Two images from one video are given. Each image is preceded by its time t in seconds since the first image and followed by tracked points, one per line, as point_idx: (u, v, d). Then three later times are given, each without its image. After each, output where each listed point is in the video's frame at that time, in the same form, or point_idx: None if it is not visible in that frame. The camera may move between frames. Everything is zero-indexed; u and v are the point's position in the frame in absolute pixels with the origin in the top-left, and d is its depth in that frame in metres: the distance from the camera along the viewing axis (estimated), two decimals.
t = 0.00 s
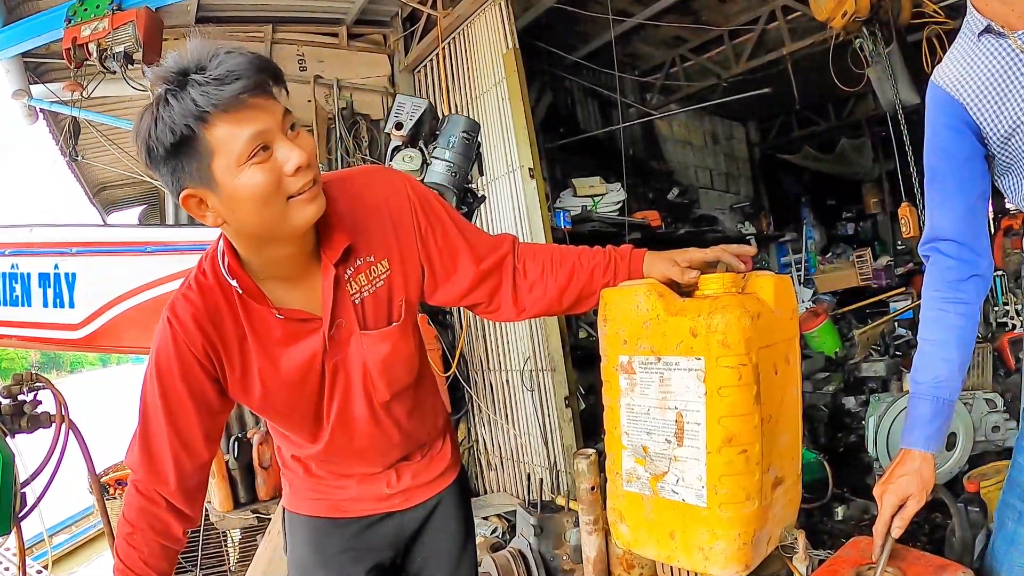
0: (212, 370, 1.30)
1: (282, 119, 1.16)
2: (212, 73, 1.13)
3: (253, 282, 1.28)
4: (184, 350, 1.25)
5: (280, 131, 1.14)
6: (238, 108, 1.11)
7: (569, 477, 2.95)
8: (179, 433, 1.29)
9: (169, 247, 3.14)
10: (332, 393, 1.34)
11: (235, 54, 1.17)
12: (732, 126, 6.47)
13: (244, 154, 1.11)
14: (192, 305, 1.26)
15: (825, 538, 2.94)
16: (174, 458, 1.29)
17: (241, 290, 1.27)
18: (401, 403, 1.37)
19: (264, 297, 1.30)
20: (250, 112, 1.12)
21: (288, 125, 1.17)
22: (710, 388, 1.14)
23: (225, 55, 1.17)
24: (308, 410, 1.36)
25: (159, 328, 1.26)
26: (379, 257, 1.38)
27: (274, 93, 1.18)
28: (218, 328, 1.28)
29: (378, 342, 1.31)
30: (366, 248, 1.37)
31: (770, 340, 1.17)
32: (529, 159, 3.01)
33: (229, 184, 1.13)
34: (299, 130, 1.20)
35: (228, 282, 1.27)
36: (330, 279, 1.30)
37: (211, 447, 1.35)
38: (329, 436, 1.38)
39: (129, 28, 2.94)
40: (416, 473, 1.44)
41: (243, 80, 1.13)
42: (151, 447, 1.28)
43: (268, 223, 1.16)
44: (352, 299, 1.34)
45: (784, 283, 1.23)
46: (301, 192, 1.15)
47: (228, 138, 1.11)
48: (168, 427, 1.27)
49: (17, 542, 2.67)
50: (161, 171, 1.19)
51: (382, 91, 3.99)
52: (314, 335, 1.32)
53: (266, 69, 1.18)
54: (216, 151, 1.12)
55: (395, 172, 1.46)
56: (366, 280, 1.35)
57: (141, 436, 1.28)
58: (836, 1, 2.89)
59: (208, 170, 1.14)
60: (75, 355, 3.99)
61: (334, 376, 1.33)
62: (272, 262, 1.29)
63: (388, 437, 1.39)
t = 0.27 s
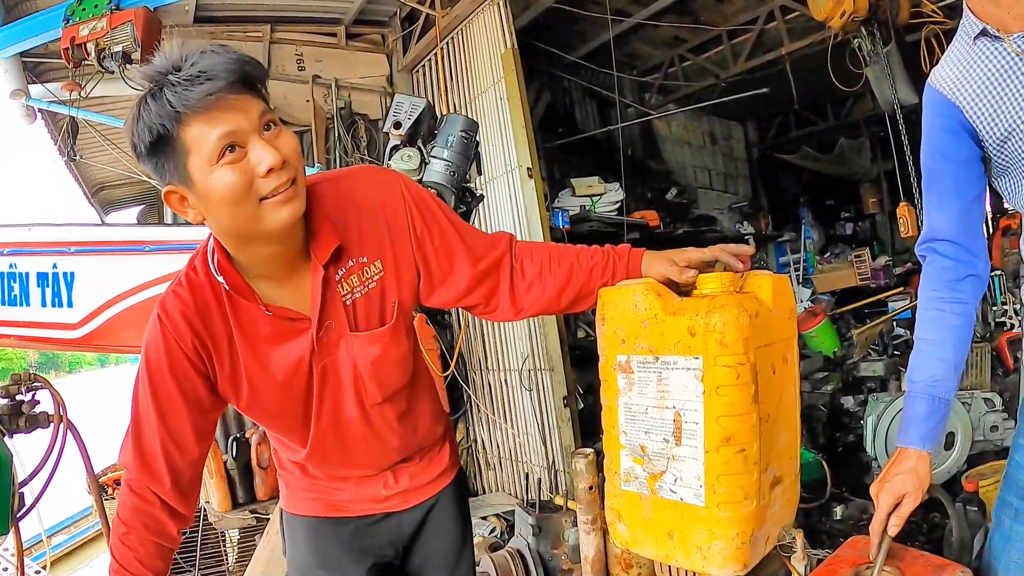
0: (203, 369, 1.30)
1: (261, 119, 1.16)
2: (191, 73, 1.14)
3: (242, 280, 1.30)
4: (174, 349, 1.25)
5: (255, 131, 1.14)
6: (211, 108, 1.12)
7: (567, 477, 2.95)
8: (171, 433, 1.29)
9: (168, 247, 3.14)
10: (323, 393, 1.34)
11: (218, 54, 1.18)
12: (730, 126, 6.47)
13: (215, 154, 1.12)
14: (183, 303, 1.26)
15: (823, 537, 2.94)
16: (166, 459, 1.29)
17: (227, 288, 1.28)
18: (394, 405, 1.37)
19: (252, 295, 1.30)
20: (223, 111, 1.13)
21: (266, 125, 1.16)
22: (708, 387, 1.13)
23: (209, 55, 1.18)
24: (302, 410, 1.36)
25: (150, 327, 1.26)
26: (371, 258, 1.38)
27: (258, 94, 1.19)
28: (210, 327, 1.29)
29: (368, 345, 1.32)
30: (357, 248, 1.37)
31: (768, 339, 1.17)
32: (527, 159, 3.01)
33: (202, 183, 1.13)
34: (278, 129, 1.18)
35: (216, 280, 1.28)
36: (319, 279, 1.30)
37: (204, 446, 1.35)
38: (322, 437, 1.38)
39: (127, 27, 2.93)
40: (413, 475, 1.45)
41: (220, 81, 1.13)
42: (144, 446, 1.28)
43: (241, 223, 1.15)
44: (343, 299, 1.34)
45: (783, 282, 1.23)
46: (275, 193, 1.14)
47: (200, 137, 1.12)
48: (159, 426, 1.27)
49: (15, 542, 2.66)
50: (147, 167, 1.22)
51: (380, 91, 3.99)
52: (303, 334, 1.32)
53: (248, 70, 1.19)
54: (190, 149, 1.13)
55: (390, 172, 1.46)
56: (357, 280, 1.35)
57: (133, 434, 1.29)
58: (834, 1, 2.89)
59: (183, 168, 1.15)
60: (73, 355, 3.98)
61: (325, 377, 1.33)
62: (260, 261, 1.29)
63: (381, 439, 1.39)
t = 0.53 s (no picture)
0: (186, 363, 1.30)
1: (254, 118, 1.15)
2: (184, 64, 1.12)
3: (226, 274, 1.29)
4: (157, 342, 1.25)
5: (247, 131, 1.13)
6: (203, 104, 1.11)
7: (564, 477, 2.95)
8: (154, 427, 1.29)
9: (165, 247, 3.13)
10: (305, 392, 1.34)
11: (214, 44, 1.15)
12: (727, 126, 6.47)
13: (204, 153, 1.11)
14: (167, 297, 1.26)
15: (821, 536, 2.94)
16: (150, 454, 1.29)
17: (210, 281, 1.27)
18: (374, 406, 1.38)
19: (236, 288, 1.30)
20: (214, 108, 1.11)
21: (260, 124, 1.15)
22: (705, 386, 1.13)
23: (204, 44, 1.15)
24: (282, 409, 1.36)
25: (133, 319, 1.26)
26: (360, 255, 1.38)
27: (253, 90, 1.17)
28: (192, 322, 1.29)
29: (353, 343, 1.32)
30: (347, 245, 1.37)
31: (765, 338, 1.17)
32: (525, 159, 3.02)
33: (188, 179, 1.14)
34: (271, 128, 1.18)
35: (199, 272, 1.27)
36: (305, 277, 1.30)
37: (188, 440, 1.35)
38: (303, 436, 1.38)
39: (124, 27, 2.92)
40: (391, 478, 1.45)
41: (214, 76, 1.11)
42: (126, 439, 1.28)
43: (227, 221, 1.16)
44: (329, 297, 1.34)
45: (780, 282, 1.23)
46: (263, 197, 1.15)
47: (190, 133, 1.12)
48: (142, 419, 1.27)
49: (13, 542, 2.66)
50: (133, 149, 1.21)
51: (378, 91, 3.97)
52: (287, 332, 1.32)
53: (244, 63, 1.17)
54: (179, 144, 1.13)
55: (383, 168, 1.45)
56: (344, 278, 1.35)
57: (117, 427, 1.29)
58: (831, 1, 2.90)
59: (170, 161, 1.15)
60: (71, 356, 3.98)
61: (307, 376, 1.33)
62: (245, 255, 1.29)
63: (361, 439, 1.39)
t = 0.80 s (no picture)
0: (169, 360, 1.30)
1: (252, 128, 1.13)
2: (185, 68, 1.10)
3: (211, 273, 1.29)
4: (141, 339, 1.25)
5: (242, 142, 1.12)
6: (200, 111, 1.09)
7: (558, 473, 2.96)
8: (137, 425, 1.29)
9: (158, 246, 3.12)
10: (285, 394, 1.34)
11: (218, 48, 1.13)
12: (719, 122, 6.48)
13: (197, 160, 1.11)
14: (151, 295, 1.25)
15: (814, 531, 2.95)
16: (135, 451, 1.29)
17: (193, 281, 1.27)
18: (354, 407, 1.38)
19: (221, 289, 1.30)
20: (211, 117, 1.10)
21: (258, 134, 1.14)
22: (697, 381, 1.14)
23: (207, 46, 1.13)
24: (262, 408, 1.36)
25: (117, 315, 1.26)
26: (347, 257, 1.38)
27: (254, 97, 1.15)
28: (176, 320, 1.28)
29: (339, 347, 1.33)
30: (335, 247, 1.37)
31: (757, 333, 1.18)
32: (516, 156, 3.01)
33: (178, 183, 1.14)
34: (270, 136, 1.17)
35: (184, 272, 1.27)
36: (292, 279, 1.30)
37: (172, 437, 1.35)
38: (281, 436, 1.38)
39: (115, 25, 2.90)
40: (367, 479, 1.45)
41: (214, 84, 1.10)
42: (109, 435, 1.28)
43: (214, 226, 1.17)
44: (314, 300, 1.34)
45: (771, 277, 1.24)
46: (253, 210, 1.16)
47: (184, 140, 1.11)
48: (124, 416, 1.27)
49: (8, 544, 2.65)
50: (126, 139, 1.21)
51: (369, 88, 3.98)
52: (271, 333, 1.32)
53: (246, 70, 1.14)
54: (172, 148, 1.13)
55: (373, 170, 1.45)
56: (330, 281, 1.36)
57: (100, 424, 1.29)
58: None
59: (160, 162, 1.15)
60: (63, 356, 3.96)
61: (287, 378, 1.33)
62: (231, 255, 1.29)
63: (341, 440, 1.40)
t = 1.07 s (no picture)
0: (158, 358, 1.28)
1: (241, 141, 1.12)
2: (172, 83, 1.07)
3: (199, 270, 1.28)
4: (131, 336, 1.24)
5: (231, 156, 1.11)
6: (189, 130, 1.07)
7: (547, 467, 2.97)
8: (128, 423, 1.27)
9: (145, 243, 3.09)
10: (274, 391, 1.34)
11: (206, 62, 1.09)
12: (706, 117, 6.50)
13: (185, 174, 1.09)
14: (139, 292, 1.24)
15: (802, 521, 2.97)
16: (126, 450, 1.27)
17: (182, 279, 1.26)
18: (342, 404, 1.39)
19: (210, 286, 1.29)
20: (198, 135, 1.08)
21: (246, 147, 1.13)
22: (686, 373, 1.15)
23: (195, 60, 1.09)
24: (252, 405, 1.36)
25: (105, 312, 1.24)
26: (335, 254, 1.38)
27: (244, 110, 1.13)
28: (164, 317, 1.27)
29: (327, 344, 1.33)
30: (323, 244, 1.37)
31: (744, 325, 1.19)
32: (503, 150, 3.01)
33: (167, 193, 1.13)
34: (258, 147, 1.15)
35: (173, 269, 1.26)
36: (280, 276, 1.30)
37: (163, 435, 1.33)
38: (271, 434, 1.38)
39: (100, 21, 2.88)
40: (357, 476, 1.45)
41: (203, 102, 1.07)
42: (99, 434, 1.26)
43: (202, 233, 1.17)
44: (302, 296, 1.34)
45: (758, 269, 1.25)
46: (238, 220, 1.16)
47: (171, 154, 1.09)
48: (114, 415, 1.25)
49: None
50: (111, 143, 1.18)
51: (355, 83, 3.98)
52: (261, 330, 1.32)
53: (235, 85, 1.11)
54: (159, 161, 1.11)
55: (359, 166, 1.45)
56: (318, 278, 1.36)
57: (89, 423, 1.26)
58: None
59: (147, 172, 1.13)
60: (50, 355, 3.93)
61: (277, 375, 1.33)
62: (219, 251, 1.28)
63: (331, 437, 1.40)
